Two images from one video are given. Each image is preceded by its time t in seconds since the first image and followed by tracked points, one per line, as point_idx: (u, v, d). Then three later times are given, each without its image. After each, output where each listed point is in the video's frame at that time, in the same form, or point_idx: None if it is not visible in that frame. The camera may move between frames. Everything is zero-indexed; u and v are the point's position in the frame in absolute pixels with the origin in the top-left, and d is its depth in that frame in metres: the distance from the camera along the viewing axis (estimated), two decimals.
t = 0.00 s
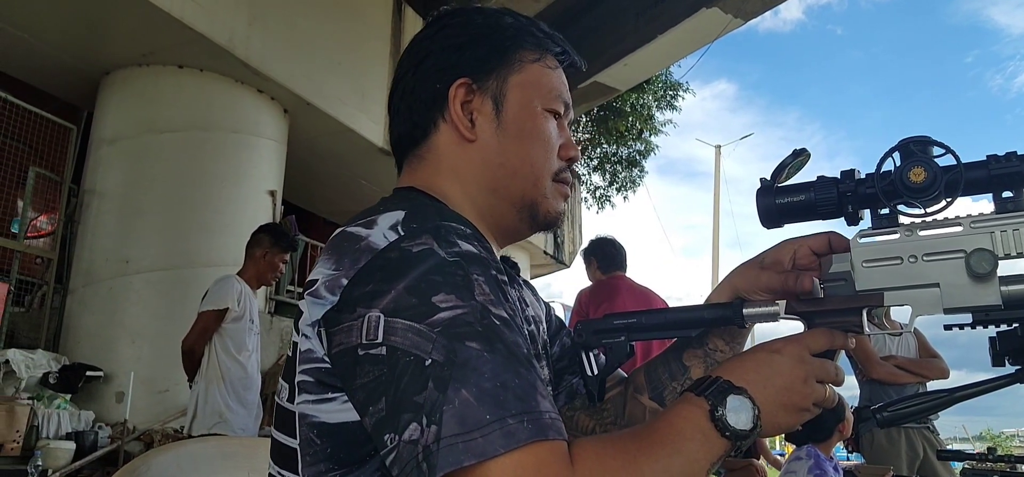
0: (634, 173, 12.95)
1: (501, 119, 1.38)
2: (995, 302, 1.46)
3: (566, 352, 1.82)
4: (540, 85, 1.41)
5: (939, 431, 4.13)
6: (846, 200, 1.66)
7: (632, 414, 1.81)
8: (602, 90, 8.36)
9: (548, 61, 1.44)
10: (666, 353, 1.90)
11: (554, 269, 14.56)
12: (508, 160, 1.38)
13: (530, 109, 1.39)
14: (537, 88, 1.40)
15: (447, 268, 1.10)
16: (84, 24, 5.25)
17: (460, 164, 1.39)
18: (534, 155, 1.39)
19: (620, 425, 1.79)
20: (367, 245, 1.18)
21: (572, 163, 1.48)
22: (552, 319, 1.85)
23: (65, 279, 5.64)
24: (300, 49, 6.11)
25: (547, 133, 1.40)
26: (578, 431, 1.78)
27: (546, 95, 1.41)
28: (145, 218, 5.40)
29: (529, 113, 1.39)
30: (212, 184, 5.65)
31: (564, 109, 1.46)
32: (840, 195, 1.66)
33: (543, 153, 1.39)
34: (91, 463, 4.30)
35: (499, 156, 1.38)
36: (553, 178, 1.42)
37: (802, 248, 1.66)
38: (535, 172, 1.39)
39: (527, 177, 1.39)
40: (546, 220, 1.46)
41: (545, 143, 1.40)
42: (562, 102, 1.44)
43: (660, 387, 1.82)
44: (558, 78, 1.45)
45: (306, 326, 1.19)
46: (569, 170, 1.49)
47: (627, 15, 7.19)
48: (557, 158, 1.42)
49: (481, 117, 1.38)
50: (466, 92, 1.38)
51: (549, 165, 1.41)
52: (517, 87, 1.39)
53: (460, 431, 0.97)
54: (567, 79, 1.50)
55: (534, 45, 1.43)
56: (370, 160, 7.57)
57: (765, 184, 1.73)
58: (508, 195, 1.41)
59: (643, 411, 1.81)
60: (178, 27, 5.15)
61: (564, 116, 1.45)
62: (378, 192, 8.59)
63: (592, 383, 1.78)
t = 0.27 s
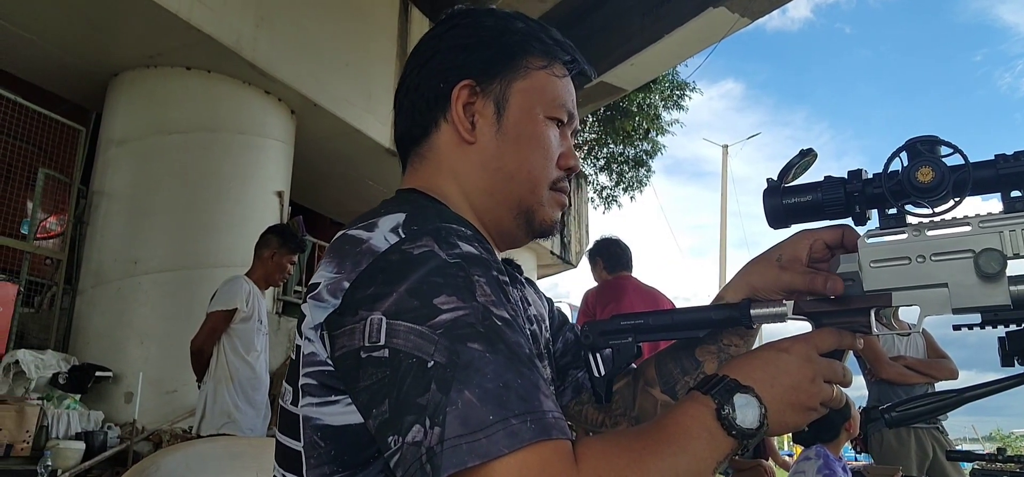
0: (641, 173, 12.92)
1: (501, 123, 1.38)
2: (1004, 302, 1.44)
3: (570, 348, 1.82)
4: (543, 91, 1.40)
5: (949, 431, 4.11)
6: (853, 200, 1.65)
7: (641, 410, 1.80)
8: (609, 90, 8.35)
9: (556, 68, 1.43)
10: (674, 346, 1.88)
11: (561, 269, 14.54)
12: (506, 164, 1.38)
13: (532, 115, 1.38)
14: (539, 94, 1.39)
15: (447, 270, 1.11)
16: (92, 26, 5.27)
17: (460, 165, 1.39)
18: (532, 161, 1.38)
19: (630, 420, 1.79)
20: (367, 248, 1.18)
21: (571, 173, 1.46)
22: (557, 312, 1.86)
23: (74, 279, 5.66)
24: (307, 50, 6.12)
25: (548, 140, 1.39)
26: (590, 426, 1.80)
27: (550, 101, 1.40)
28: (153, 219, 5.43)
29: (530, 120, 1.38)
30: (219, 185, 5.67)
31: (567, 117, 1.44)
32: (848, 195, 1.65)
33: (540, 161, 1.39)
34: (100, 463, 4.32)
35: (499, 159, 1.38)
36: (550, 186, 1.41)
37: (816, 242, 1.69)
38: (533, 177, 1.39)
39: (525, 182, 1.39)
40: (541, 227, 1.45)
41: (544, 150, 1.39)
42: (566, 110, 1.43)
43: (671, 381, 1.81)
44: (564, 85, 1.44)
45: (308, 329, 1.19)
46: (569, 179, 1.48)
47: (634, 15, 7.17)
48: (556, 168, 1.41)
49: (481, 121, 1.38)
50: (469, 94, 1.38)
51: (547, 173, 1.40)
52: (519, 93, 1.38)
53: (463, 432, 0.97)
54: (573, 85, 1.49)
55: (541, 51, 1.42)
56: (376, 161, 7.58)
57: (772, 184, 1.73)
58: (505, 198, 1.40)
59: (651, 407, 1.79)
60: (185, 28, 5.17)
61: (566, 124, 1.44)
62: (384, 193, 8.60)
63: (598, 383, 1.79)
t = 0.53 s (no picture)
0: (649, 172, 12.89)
1: (508, 124, 1.37)
2: (1017, 301, 1.43)
3: (577, 346, 1.82)
4: (550, 93, 1.40)
5: (961, 431, 4.08)
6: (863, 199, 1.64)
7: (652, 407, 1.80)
8: (617, 90, 8.33)
9: (564, 70, 1.44)
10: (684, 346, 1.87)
11: (569, 269, 14.52)
12: (512, 165, 1.38)
13: (538, 117, 1.38)
14: (546, 95, 1.39)
15: (453, 272, 1.11)
16: (103, 28, 5.30)
17: (465, 166, 1.39)
18: (538, 163, 1.38)
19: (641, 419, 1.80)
20: (374, 249, 1.19)
21: (579, 173, 1.46)
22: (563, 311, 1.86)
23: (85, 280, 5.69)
24: (315, 51, 6.14)
25: (554, 141, 1.39)
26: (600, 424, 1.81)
27: (556, 103, 1.40)
28: (164, 219, 5.46)
29: (536, 121, 1.38)
30: (229, 186, 5.70)
31: (574, 118, 1.44)
32: (857, 194, 1.64)
33: (547, 162, 1.38)
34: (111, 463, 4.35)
35: (505, 161, 1.38)
36: (556, 187, 1.41)
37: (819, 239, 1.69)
38: (539, 179, 1.39)
39: (531, 184, 1.39)
40: (548, 229, 1.46)
41: (550, 152, 1.39)
42: (572, 111, 1.43)
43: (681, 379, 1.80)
44: (571, 87, 1.44)
45: (317, 330, 1.20)
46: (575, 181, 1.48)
47: (642, 14, 7.15)
48: (562, 169, 1.41)
49: (487, 122, 1.38)
50: (476, 95, 1.38)
51: (554, 174, 1.40)
52: (526, 94, 1.38)
53: (470, 433, 0.97)
54: (580, 86, 1.49)
55: (548, 53, 1.43)
56: (385, 162, 7.60)
57: (781, 183, 1.72)
58: (510, 200, 1.40)
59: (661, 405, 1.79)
60: (195, 30, 5.19)
61: (573, 125, 1.44)
62: (393, 193, 8.61)
63: (607, 383, 1.79)
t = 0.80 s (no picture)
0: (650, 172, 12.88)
1: (510, 125, 1.38)
2: (1019, 302, 1.43)
3: (578, 346, 1.83)
4: (552, 92, 1.40)
5: (962, 432, 4.08)
6: (865, 199, 1.64)
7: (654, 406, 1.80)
8: (619, 90, 8.33)
9: (565, 69, 1.44)
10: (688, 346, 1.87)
11: (570, 269, 14.52)
12: (514, 165, 1.38)
13: (540, 117, 1.38)
14: (548, 95, 1.39)
15: (457, 272, 1.11)
16: (105, 27, 5.31)
17: (468, 166, 1.40)
18: (540, 163, 1.38)
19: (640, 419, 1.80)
20: (377, 249, 1.19)
21: (581, 172, 1.46)
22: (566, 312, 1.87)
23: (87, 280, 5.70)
24: (317, 51, 6.14)
25: (556, 141, 1.39)
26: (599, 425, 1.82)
27: (558, 103, 1.40)
28: (165, 219, 5.47)
29: (538, 120, 1.38)
30: (230, 186, 5.71)
31: (576, 117, 1.44)
32: (859, 195, 1.64)
33: (549, 162, 1.38)
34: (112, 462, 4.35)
35: (507, 161, 1.38)
36: (559, 186, 1.41)
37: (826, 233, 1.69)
38: (541, 179, 1.39)
39: (533, 185, 1.39)
40: (550, 229, 1.45)
41: (552, 151, 1.39)
42: (575, 110, 1.43)
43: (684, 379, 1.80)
44: (573, 86, 1.44)
45: (320, 329, 1.20)
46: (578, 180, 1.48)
47: (644, 14, 7.15)
48: (565, 169, 1.41)
49: (490, 122, 1.38)
50: (478, 95, 1.38)
51: (556, 174, 1.40)
52: (528, 94, 1.38)
53: (473, 433, 0.97)
54: (583, 86, 1.49)
55: (550, 53, 1.43)
56: (386, 162, 7.60)
57: (783, 184, 1.72)
58: (513, 200, 1.40)
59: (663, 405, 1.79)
60: (197, 30, 5.20)
61: (575, 124, 1.44)
62: (394, 193, 8.62)
63: (609, 382, 1.79)
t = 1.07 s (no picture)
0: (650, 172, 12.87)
1: (514, 124, 1.38)
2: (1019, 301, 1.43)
3: (582, 351, 1.84)
4: (556, 90, 1.40)
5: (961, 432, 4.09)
6: (866, 199, 1.64)
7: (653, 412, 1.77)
8: (619, 90, 8.33)
9: (569, 68, 1.44)
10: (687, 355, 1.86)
11: (570, 269, 14.52)
12: (519, 164, 1.38)
13: (544, 115, 1.38)
14: (551, 93, 1.39)
15: (463, 272, 1.11)
16: (105, 27, 5.31)
17: (473, 166, 1.40)
18: (545, 161, 1.38)
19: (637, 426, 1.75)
20: (384, 248, 1.18)
21: (587, 170, 1.47)
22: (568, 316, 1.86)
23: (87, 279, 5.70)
24: (318, 51, 6.15)
25: (560, 138, 1.39)
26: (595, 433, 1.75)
27: (561, 100, 1.40)
28: (165, 219, 5.47)
29: (543, 119, 1.38)
30: (231, 186, 5.71)
31: (581, 114, 1.45)
32: (860, 195, 1.64)
33: (554, 159, 1.39)
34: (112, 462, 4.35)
35: (511, 160, 1.39)
36: (565, 184, 1.41)
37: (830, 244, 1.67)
38: (547, 177, 1.39)
39: (538, 183, 1.39)
40: (557, 227, 1.46)
41: (558, 149, 1.39)
42: (578, 107, 1.43)
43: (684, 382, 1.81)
44: (576, 84, 1.44)
45: (326, 326, 1.20)
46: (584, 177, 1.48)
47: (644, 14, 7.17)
48: (570, 166, 1.41)
49: (494, 122, 1.38)
50: (482, 95, 1.38)
51: (562, 171, 1.40)
52: (532, 93, 1.38)
53: (477, 433, 0.97)
54: (587, 83, 1.50)
55: (553, 52, 1.43)
56: (386, 162, 7.60)
57: (784, 184, 1.72)
58: (518, 198, 1.41)
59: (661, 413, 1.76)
60: (198, 30, 5.20)
61: (580, 121, 1.44)
62: (394, 193, 8.62)
63: (610, 380, 1.79)
